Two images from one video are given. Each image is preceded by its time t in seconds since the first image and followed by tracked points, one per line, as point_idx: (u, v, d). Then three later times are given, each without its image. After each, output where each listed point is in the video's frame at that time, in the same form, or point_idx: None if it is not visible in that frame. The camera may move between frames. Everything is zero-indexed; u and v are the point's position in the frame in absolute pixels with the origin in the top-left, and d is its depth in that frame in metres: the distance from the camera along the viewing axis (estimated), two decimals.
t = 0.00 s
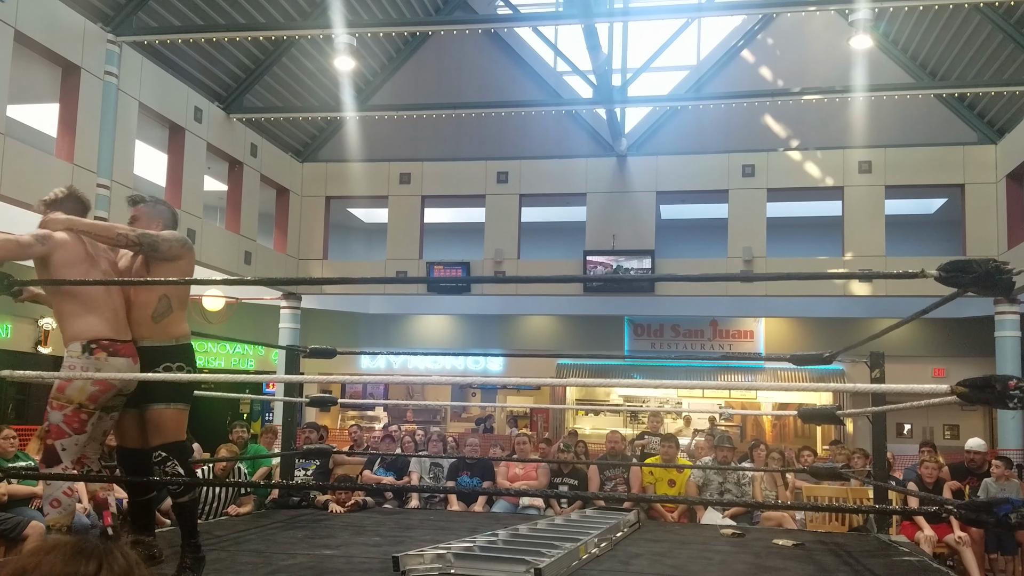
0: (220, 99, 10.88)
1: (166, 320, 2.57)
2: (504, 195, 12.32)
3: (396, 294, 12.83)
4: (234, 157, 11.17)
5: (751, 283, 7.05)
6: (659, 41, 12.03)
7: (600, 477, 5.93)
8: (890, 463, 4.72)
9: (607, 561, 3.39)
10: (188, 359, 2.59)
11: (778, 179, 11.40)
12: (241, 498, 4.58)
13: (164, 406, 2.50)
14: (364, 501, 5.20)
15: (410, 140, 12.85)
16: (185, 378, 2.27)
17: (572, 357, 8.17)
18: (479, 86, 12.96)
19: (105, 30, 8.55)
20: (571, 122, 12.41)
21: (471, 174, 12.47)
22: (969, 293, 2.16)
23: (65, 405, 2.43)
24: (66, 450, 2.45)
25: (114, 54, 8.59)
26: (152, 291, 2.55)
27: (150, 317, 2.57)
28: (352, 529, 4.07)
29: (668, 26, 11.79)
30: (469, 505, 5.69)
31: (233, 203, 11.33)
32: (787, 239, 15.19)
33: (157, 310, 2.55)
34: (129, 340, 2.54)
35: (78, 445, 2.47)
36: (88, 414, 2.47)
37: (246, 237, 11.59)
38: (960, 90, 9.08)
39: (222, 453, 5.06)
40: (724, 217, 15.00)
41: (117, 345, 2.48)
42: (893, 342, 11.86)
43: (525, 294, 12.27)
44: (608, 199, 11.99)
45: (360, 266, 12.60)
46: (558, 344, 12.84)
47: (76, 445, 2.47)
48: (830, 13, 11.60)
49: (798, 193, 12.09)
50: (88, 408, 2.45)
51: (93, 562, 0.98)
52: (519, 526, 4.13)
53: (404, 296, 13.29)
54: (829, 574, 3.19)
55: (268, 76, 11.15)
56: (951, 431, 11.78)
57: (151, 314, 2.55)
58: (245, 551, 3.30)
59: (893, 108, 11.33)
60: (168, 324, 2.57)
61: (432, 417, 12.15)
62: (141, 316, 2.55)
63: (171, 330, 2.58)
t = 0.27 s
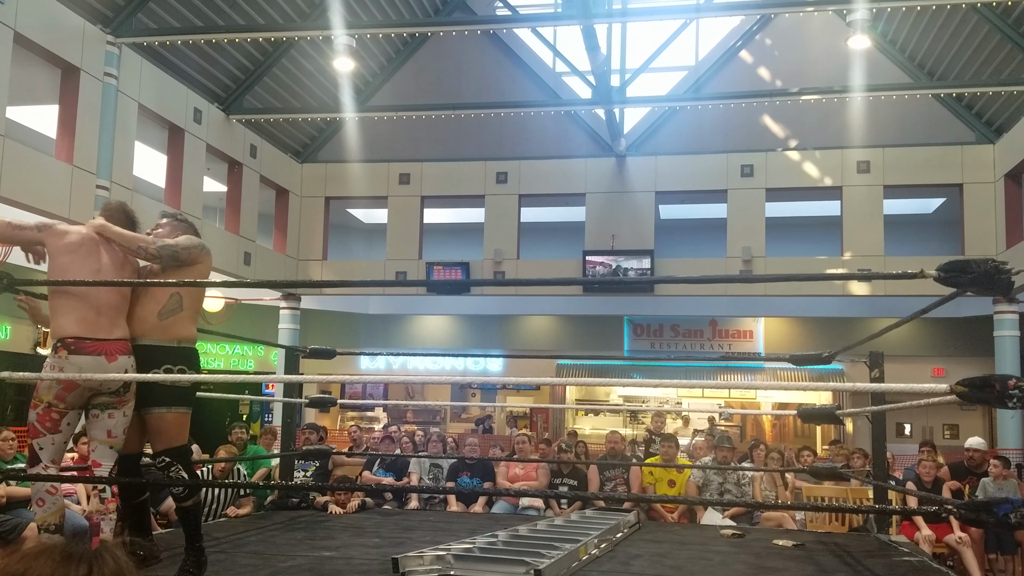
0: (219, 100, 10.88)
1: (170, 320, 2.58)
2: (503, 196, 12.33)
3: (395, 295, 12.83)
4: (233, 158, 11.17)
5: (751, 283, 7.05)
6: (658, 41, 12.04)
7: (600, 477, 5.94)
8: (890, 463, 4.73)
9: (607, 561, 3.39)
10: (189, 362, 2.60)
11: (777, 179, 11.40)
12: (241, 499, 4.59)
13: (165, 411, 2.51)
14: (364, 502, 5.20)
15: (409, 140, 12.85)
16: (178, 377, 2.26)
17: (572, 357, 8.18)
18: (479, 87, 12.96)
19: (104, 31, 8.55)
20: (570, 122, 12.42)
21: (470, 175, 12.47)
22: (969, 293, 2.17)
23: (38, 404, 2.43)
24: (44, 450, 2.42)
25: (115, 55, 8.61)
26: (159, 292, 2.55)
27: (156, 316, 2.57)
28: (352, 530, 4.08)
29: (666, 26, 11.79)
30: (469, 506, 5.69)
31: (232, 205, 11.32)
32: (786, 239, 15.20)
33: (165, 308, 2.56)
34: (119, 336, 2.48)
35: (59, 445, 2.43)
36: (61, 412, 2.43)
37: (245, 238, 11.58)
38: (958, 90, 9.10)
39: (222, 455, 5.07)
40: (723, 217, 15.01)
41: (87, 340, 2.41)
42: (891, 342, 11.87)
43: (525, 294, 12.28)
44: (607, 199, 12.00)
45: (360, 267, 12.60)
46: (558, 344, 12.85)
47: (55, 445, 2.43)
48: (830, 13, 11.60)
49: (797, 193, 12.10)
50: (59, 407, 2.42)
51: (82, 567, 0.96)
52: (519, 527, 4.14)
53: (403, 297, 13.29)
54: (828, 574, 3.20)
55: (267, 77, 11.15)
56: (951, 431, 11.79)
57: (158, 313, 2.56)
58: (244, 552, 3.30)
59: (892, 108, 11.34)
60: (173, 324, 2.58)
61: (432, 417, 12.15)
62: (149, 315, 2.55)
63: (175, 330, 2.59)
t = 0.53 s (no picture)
0: (216, 102, 10.88)
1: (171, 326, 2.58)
2: (501, 199, 12.33)
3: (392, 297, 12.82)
4: (230, 160, 11.16)
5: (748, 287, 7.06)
6: (655, 44, 12.05)
7: (597, 480, 5.93)
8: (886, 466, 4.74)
9: (603, 564, 3.39)
10: (193, 364, 2.57)
11: (774, 183, 11.42)
12: (237, 502, 4.58)
13: (172, 413, 2.49)
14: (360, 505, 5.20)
15: (406, 143, 12.85)
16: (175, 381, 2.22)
17: (569, 360, 8.18)
18: (476, 89, 12.98)
19: (101, 33, 8.54)
20: (567, 125, 12.43)
21: (467, 177, 12.48)
22: (964, 296, 2.17)
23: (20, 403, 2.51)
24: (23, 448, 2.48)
25: (111, 56, 8.58)
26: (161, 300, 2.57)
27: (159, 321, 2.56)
28: (348, 533, 4.07)
29: (664, 29, 11.82)
30: (466, 509, 5.68)
31: (229, 206, 11.31)
32: (782, 243, 15.22)
33: (167, 313, 2.56)
34: (93, 331, 2.49)
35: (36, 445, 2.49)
36: (35, 411, 2.48)
37: (242, 240, 11.57)
38: (954, 94, 9.14)
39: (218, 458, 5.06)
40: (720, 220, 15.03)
41: (54, 338, 2.46)
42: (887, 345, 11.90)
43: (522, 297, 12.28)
44: (604, 202, 12.01)
45: (356, 269, 12.59)
46: (555, 347, 12.85)
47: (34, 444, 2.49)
48: (827, 16, 11.60)
49: (793, 196, 12.12)
50: (30, 407, 2.48)
51: (73, 569, 0.96)
52: (516, 530, 4.14)
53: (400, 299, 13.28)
54: None
55: (264, 79, 11.14)
56: (947, 434, 11.81)
57: (161, 317, 2.55)
58: (241, 555, 3.30)
59: (888, 112, 11.37)
60: (175, 328, 2.57)
61: (429, 420, 12.14)
62: (152, 320, 2.54)
63: (177, 334, 2.58)
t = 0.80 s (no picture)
0: (215, 105, 10.88)
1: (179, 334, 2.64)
2: (500, 201, 12.33)
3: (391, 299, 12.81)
4: (229, 163, 11.16)
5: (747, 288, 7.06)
6: (654, 46, 12.04)
7: (597, 482, 5.92)
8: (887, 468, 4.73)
9: (603, 566, 3.39)
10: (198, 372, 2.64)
11: (774, 185, 11.42)
12: (236, 504, 4.57)
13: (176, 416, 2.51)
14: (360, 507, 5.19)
15: (405, 145, 12.85)
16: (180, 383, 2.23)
17: (569, 362, 8.17)
18: (476, 92, 12.98)
19: (100, 36, 8.54)
20: (567, 127, 12.43)
21: (466, 180, 12.48)
22: (965, 298, 2.17)
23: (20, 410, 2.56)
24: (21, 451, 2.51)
25: (110, 59, 8.57)
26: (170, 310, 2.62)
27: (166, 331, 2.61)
28: (348, 535, 4.07)
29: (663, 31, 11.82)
30: (466, 511, 5.67)
31: (228, 209, 11.29)
32: (782, 245, 15.22)
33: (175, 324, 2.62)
34: (66, 330, 2.52)
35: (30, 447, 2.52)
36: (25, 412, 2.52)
37: (241, 243, 11.56)
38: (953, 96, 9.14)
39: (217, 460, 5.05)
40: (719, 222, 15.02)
41: (33, 338, 2.53)
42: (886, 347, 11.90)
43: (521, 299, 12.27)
44: (604, 204, 12.01)
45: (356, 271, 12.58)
46: (554, 349, 12.85)
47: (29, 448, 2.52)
48: (826, 18, 11.59)
49: (793, 198, 12.12)
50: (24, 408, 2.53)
51: (79, 572, 0.95)
52: (516, 532, 4.13)
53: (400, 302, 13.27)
54: None
55: (263, 81, 11.13)
56: (947, 435, 11.81)
57: (169, 327, 2.60)
58: (240, 558, 3.29)
59: (887, 113, 11.37)
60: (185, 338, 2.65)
61: (428, 423, 12.12)
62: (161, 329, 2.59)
63: (185, 343, 2.65)
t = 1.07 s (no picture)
0: (215, 106, 10.88)
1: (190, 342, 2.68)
2: (500, 202, 12.34)
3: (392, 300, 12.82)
4: (230, 164, 11.16)
5: (747, 289, 7.05)
6: (654, 46, 12.05)
7: (598, 482, 5.92)
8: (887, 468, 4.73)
9: (604, 567, 3.39)
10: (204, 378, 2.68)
11: (775, 185, 11.42)
12: (236, 505, 4.57)
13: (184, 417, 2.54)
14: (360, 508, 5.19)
15: (406, 146, 12.85)
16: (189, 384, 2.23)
17: (570, 363, 8.16)
18: (476, 92, 12.99)
19: (100, 37, 8.54)
20: (567, 127, 12.44)
21: (467, 180, 12.48)
22: (964, 298, 2.17)
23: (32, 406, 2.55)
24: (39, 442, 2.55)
25: (111, 61, 8.58)
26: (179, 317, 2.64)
27: (172, 341, 2.65)
28: (348, 536, 4.07)
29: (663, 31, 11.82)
30: (467, 512, 5.68)
31: (228, 210, 11.29)
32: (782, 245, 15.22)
33: (181, 334, 2.65)
34: (60, 330, 2.50)
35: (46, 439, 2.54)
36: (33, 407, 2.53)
37: (241, 244, 11.57)
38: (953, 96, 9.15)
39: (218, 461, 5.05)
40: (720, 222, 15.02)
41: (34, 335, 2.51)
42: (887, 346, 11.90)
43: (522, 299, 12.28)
44: (604, 204, 12.01)
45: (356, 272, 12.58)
46: (554, 350, 12.86)
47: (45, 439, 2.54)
48: (826, 18, 11.59)
49: (793, 198, 12.13)
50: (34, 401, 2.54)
51: None
52: (517, 533, 4.13)
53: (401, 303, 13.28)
54: None
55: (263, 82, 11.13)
56: (948, 435, 11.81)
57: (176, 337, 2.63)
58: (241, 559, 3.29)
59: (888, 113, 11.37)
60: (191, 347, 2.68)
61: (429, 423, 12.13)
62: (167, 339, 2.62)
63: (189, 352, 2.68)
